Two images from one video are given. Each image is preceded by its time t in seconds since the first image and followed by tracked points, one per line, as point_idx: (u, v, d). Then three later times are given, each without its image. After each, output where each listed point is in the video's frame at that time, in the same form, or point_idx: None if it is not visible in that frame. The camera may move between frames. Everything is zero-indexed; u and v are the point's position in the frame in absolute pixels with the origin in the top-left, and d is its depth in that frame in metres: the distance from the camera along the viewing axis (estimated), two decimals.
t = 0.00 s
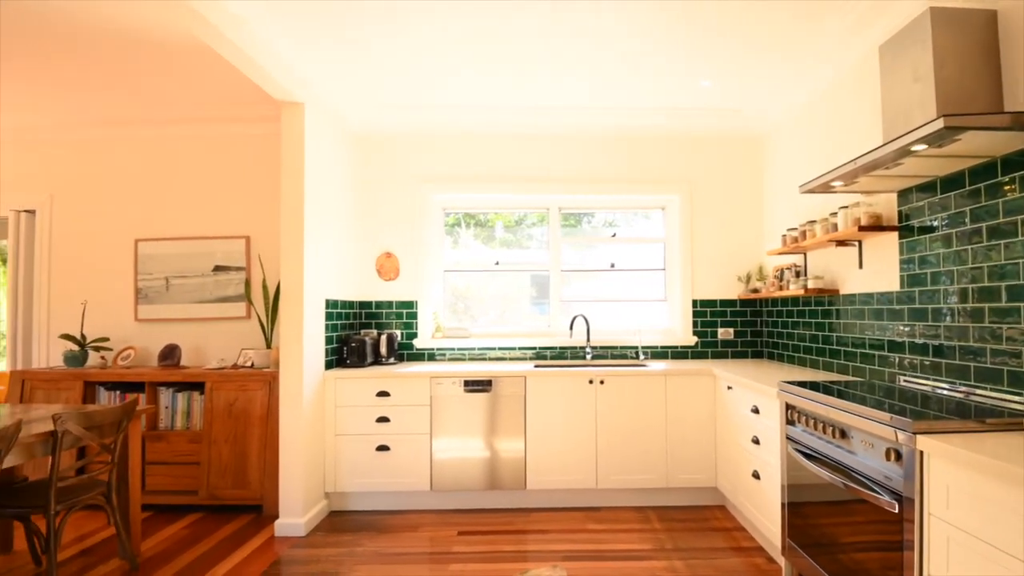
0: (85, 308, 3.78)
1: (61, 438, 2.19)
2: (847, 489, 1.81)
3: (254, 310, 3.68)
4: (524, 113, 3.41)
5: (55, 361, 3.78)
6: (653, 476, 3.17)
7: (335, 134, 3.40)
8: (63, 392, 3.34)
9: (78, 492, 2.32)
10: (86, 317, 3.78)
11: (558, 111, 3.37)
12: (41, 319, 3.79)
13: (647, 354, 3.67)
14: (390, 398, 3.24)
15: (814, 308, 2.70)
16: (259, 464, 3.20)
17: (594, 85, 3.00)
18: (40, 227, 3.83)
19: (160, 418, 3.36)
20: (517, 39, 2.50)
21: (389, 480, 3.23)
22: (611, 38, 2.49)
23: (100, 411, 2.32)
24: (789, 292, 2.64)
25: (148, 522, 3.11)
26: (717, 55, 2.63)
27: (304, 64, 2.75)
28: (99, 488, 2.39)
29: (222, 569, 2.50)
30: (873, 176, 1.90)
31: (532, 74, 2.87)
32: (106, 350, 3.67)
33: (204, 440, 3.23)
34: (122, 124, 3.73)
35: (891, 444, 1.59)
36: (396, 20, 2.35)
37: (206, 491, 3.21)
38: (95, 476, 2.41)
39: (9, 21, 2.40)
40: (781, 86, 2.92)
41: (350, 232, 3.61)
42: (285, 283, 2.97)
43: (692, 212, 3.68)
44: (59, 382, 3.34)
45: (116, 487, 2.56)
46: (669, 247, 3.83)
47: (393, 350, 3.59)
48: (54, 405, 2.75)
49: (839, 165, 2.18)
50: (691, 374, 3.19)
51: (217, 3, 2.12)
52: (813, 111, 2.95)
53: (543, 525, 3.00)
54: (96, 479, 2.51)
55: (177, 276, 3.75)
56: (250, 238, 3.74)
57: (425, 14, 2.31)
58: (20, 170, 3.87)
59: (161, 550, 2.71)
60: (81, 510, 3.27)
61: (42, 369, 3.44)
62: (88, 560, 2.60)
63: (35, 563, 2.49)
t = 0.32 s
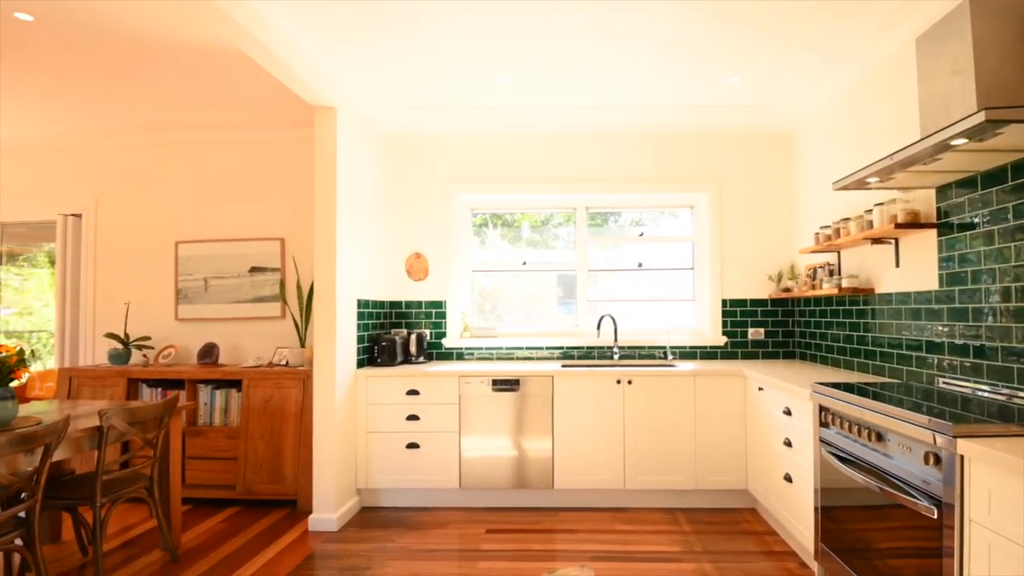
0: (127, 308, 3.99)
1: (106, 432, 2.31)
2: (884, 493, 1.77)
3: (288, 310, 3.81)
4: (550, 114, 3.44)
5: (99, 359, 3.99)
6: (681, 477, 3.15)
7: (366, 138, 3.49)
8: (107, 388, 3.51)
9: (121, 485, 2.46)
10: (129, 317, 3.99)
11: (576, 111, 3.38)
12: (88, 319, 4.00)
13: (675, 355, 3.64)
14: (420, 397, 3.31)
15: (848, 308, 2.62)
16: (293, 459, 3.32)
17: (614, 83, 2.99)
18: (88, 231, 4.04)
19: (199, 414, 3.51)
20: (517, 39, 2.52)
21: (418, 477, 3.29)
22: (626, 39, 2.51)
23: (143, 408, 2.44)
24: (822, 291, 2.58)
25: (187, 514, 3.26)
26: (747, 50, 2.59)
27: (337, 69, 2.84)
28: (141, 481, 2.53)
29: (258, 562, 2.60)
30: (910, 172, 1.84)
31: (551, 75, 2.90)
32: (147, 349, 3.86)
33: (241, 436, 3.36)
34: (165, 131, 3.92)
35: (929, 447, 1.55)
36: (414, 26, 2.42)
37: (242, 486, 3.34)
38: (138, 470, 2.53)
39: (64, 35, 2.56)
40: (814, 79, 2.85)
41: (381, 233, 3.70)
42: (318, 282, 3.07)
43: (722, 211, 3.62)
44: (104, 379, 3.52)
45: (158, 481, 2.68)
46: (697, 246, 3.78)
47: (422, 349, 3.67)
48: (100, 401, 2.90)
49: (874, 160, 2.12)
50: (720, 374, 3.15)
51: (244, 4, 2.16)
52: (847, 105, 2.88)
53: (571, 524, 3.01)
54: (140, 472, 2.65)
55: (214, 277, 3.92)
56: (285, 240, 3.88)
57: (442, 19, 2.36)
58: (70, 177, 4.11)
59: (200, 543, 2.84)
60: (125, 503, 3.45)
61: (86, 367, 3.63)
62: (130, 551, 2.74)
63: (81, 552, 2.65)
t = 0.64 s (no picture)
0: (170, 308, 4.19)
1: (151, 428, 2.45)
2: (922, 498, 1.72)
3: (322, 310, 3.94)
4: (575, 114, 3.45)
5: (143, 357, 4.21)
6: (712, 479, 3.11)
7: (397, 141, 3.57)
8: (151, 385, 3.70)
9: (166, 479, 2.60)
10: (171, 316, 4.19)
11: (584, 111, 3.40)
12: (133, 318, 4.23)
13: (705, 355, 3.60)
14: (450, 396, 3.37)
15: (885, 307, 2.55)
16: (328, 455, 3.43)
17: (631, 81, 2.97)
18: (133, 235, 4.27)
19: (238, 412, 3.66)
20: (516, 39, 2.55)
21: (448, 474, 3.36)
22: (650, 35, 2.49)
23: (184, 404, 2.58)
24: (858, 290, 2.51)
25: (226, 508, 3.41)
26: (780, 44, 2.53)
27: (368, 74, 2.92)
28: (183, 476, 2.67)
29: (292, 556, 2.70)
30: (949, 167, 1.78)
31: (575, 74, 2.91)
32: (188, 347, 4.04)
33: (277, 433, 3.49)
34: (206, 136, 4.10)
35: (972, 452, 1.51)
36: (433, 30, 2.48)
37: (278, 481, 3.48)
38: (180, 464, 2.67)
39: (114, 47, 2.71)
40: (851, 72, 2.77)
41: (412, 234, 3.78)
42: (352, 283, 3.16)
43: (753, 209, 3.56)
44: (148, 376, 3.71)
45: (198, 476, 2.82)
46: (728, 245, 3.72)
47: (451, 348, 3.72)
48: (144, 398, 3.06)
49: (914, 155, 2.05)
50: (751, 376, 3.10)
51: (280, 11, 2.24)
52: (885, 98, 2.79)
53: (599, 525, 3.02)
54: (181, 467, 2.79)
55: (252, 278, 4.08)
56: (319, 242, 4.01)
57: (461, 22, 2.41)
58: (118, 183, 4.34)
59: (238, 536, 2.97)
60: (166, 495, 3.63)
61: (131, 365, 3.83)
62: (172, 542, 2.89)
63: (127, 543, 2.81)
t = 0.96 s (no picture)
0: (214, 308, 4.41)
1: (196, 423, 2.59)
2: (968, 506, 1.65)
3: (358, 310, 4.07)
4: (605, 113, 3.45)
5: (188, 355, 4.44)
6: (747, 482, 3.06)
7: (430, 144, 3.66)
8: (196, 382, 3.90)
9: (209, 473, 2.75)
10: (214, 316, 4.40)
11: (604, 110, 3.42)
12: (178, 318, 4.46)
13: (739, 356, 3.55)
14: (482, 395, 3.42)
15: (928, 307, 2.45)
16: (364, 452, 3.54)
17: (655, 79, 2.96)
18: (179, 239, 4.50)
19: (278, 409, 3.82)
20: (542, 38, 2.56)
21: (479, 471, 3.42)
22: (681, 32, 2.47)
23: (228, 400, 2.72)
24: (899, 289, 2.42)
25: (267, 502, 3.56)
26: (817, 38, 2.47)
27: (402, 78, 3.00)
28: (225, 471, 2.81)
29: (328, 551, 2.79)
30: (997, 161, 1.71)
31: (604, 72, 2.90)
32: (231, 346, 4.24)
33: (315, 430, 3.63)
34: (248, 142, 4.29)
35: (1020, 457, 1.46)
36: (458, 34, 2.55)
37: (316, 476, 3.61)
38: (222, 460, 2.82)
39: (166, 57, 2.88)
40: (892, 63, 2.68)
41: (444, 235, 3.86)
42: (386, 283, 3.26)
43: (790, 207, 3.48)
44: (193, 374, 3.92)
45: (240, 471, 2.97)
46: (762, 244, 3.64)
47: (483, 348, 3.78)
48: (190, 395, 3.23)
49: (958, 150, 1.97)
50: (787, 377, 3.03)
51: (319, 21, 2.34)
52: (927, 88, 2.68)
53: (631, 526, 3.01)
54: (224, 462, 2.94)
55: (291, 279, 4.24)
56: (355, 243, 4.14)
57: (485, 24, 2.46)
58: (166, 189, 4.58)
59: (277, 530, 3.10)
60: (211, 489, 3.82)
61: (176, 363, 4.04)
62: (215, 535, 3.04)
63: (172, 535, 2.98)
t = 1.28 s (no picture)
0: (259, 308, 4.63)
1: (242, 420, 2.75)
2: (1021, 514, 1.58)
3: (396, 310, 4.20)
4: (640, 112, 3.46)
5: (234, 353, 4.68)
6: (787, 487, 2.99)
7: (465, 146, 3.74)
8: (242, 380, 4.11)
9: (255, 468, 2.89)
10: (259, 316, 4.62)
11: (639, 108, 3.42)
12: (224, 318, 4.71)
13: (778, 358, 3.48)
14: (517, 394, 3.47)
15: (980, 307, 2.35)
16: (402, 449, 3.65)
17: (687, 75, 2.93)
18: (227, 243, 4.75)
19: (320, 406, 3.98)
20: (571, 34, 2.56)
21: (513, 469, 3.47)
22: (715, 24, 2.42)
23: (273, 397, 2.87)
24: (947, 289, 2.32)
25: (310, 496, 3.72)
26: (858, 28, 2.40)
27: (438, 82, 3.10)
28: (269, 466, 2.97)
29: (366, 547, 2.89)
30: None
31: (637, 69, 2.90)
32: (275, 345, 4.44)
33: (355, 428, 3.77)
34: (292, 148, 4.50)
35: None
36: (488, 36, 2.60)
37: (356, 472, 3.74)
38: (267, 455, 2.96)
39: (217, 67, 3.05)
40: (941, 52, 2.57)
41: (479, 235, 3.94)
42: (423, 284, 3.35)
43: (832, 203, 3.37)
44: (240, 372, 4.13)
45: (284, 467, 3.12)
46: (803, 242, 3.55)
47: (517, 348, 3.83)
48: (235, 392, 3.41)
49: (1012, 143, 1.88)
50: (828, 380, 2.95)
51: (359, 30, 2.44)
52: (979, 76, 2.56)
53: (666, 528, 2.99)
54: (269, 458, 3.09)
55: (332, 280, 4.41)
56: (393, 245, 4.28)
57: (515, 26, 2.50)
58: (215, 195, 4.83)
59: (318, 524, 3.23)
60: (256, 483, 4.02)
61: (223, 362, 4.27)
62: (260, 528, 3.20)
63: (221, 527, 3.17)
